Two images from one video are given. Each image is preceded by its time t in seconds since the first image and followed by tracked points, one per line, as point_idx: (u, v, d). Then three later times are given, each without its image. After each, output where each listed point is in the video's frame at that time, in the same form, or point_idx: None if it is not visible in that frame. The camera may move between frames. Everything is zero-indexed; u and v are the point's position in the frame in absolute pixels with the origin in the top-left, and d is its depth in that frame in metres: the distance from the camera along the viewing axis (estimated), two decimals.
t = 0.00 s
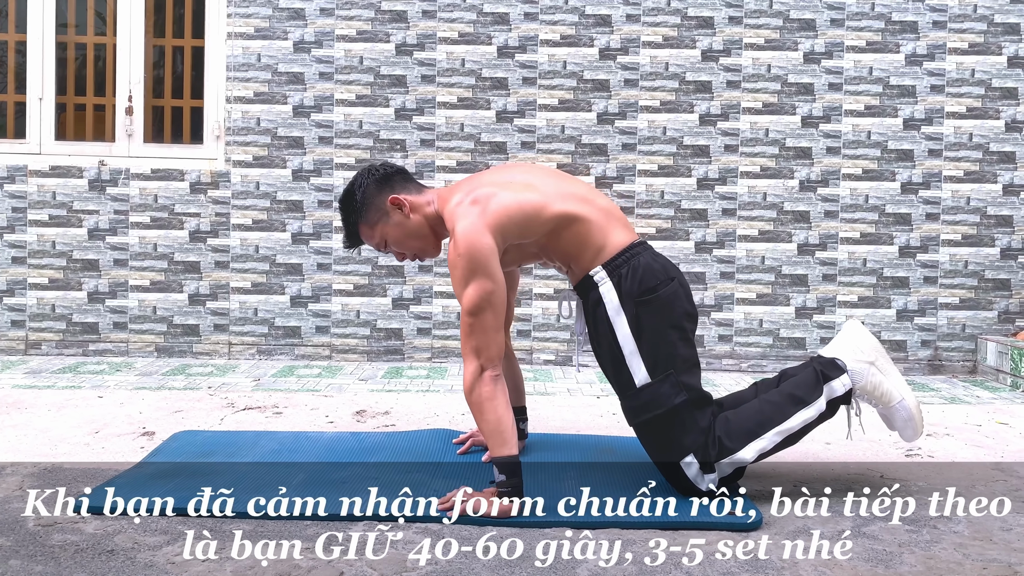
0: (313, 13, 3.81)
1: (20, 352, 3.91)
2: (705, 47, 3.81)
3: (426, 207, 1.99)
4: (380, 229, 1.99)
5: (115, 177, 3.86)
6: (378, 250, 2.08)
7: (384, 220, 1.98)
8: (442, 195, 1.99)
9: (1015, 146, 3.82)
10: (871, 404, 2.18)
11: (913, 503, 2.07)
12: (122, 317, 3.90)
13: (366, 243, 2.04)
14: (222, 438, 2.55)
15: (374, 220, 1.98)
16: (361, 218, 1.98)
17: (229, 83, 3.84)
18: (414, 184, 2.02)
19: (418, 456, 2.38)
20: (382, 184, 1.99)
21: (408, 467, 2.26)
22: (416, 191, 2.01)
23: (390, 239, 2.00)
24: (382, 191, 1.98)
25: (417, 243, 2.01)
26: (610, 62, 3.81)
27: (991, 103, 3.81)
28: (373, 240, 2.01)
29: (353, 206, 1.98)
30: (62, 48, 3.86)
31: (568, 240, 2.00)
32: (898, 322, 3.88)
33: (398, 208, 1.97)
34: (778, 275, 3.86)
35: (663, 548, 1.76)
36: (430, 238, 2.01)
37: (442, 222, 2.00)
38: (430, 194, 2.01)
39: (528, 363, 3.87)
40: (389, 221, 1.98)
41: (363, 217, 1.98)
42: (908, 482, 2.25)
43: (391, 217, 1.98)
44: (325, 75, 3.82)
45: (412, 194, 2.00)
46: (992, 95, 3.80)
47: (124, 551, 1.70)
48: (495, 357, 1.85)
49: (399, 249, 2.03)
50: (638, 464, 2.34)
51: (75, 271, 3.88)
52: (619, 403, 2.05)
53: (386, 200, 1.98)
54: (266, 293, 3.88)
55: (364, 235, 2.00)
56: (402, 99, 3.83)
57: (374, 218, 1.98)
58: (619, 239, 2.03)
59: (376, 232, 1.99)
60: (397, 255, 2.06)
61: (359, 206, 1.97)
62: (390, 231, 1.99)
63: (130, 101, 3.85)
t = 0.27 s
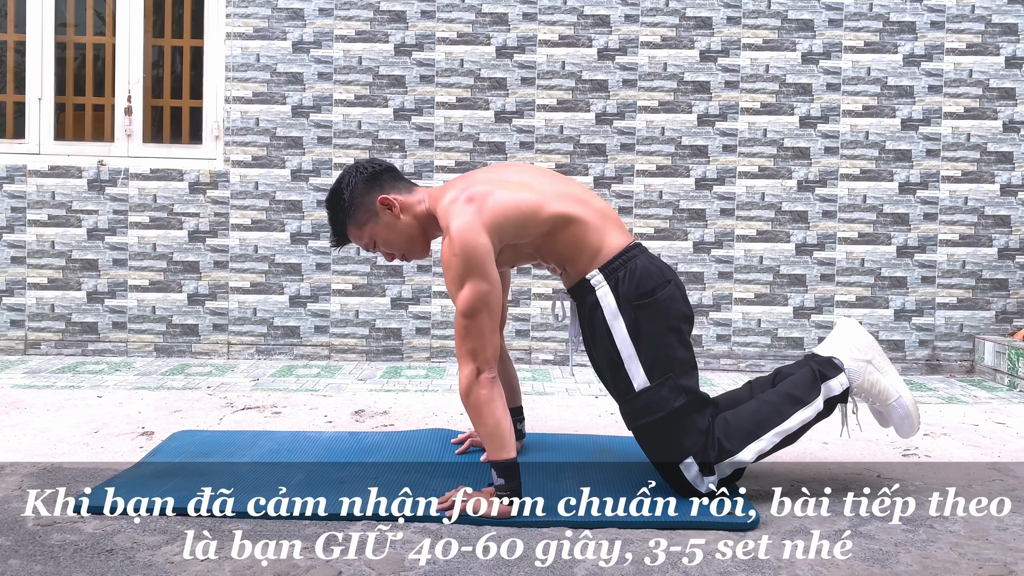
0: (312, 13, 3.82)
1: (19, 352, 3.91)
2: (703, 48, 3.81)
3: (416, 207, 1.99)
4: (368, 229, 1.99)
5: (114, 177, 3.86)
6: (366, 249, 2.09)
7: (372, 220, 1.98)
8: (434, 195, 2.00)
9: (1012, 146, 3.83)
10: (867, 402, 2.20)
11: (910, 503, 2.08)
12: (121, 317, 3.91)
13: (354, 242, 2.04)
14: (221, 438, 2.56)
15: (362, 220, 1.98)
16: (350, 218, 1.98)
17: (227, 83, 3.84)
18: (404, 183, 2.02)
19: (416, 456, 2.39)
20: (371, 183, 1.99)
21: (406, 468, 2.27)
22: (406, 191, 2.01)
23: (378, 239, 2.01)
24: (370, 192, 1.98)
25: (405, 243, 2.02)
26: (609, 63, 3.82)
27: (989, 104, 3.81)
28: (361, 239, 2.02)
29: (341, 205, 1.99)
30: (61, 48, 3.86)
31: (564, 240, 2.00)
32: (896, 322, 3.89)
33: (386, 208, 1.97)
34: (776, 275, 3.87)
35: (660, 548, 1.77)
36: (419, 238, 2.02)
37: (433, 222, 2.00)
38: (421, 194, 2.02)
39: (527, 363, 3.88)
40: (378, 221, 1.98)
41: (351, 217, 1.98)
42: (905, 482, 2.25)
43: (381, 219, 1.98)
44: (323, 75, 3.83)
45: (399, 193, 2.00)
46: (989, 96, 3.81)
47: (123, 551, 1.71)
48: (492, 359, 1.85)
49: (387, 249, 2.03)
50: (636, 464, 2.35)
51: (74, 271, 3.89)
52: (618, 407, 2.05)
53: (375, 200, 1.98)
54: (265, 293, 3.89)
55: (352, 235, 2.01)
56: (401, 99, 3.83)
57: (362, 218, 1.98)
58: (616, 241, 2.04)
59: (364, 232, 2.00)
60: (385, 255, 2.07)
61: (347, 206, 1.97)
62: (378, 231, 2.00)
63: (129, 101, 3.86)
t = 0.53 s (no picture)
0: (311, 15, 3.82)
1: (19, 354, 3.92)
2: (701, 50, 3.82)
3: (408, 210, 1.99)
4: (357, 235, 2.00)
5: (114, 179, 3.87)
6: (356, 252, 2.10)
7: (361, 226, 1.99)
8: (428, 197, 2.00)
9: (1011, 148, 3.83)
10: (860, 399, 2.23)
11: (908, 505, 2.09)
12: (121, 319, 3.91)
13: (344, 247, 2.05)
14: (220, 441, 2.56)
15: (352, 226, 1.99)
16: (339, 223, 1.99)
17: (227, 85, 3.84)
18: (393, 186, 2.03)
19: (415, 459, 2.40)
20: (360, 186, 1.99)
21: (405, 471, 2.27)
22: (397, 195, 2.01)
23: (368, 245, 2.02)
24: (358, 197, 1.98)
25: (395, 249, 2.02)
26: (608, 64, 3.82)
27: (987, 105, 3.82)
28: (351, 245, 2.03)
29: (330, 210, 1.99)
30: (60, 50, 3.86)
31: (565, 244, 2.00)
32: (894, 324, 3.89)
33: (375, 214, 1.98)
34: (775, 277, 3.87)
35: (658, 551, 1.78)
36: (411, 242, 2.02)
37: (426, 225, 2.00)
38: (414, 197, 2.02)
39: (526, 364, 3.89)
40: (367, 227, 1.99)
41: (340, 223, 1.99)
42: (903, 484, 2.26)
43: (372, 226, 1.99)
44: (323, 77, 3.83)
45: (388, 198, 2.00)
46: (988, 98, 3.82)
47: (122, 554, 1.71)
48: (493, 366, 1.85)
49: (377, 254, 2.05)
50: (635, 467, 2.36)
51: (73, 272, 3.89)
52: (620, 412, 2.05)
53: (366, 206, 1.98)
54: (264, 295, 3.89)
55: (342, 241, 2.02)
56: (400, 101, 3.84)
57: (352, 224, 1.99)
58: (617, 246, 2.05)
59: (354, 237, 2.01)
60: (375, 260, 2.08)
61: (335, 211, 1.98)
62: (367, 237, 2.00)
63: (128, 103, 3.86)
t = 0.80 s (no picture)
0: (311, 16, 3.82)
1: (19, 355, 3.92)
2: (701, 51, 3.82)
3: (409, 214, 2.00)
4: (360, 239, 2.00)
5: (114, 181, 3.87)
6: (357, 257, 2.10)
7: (364, 230, 1.99)
8: (428, 201, 2.01)
9: (1011, 149, 3.83)
10: (858, 401, 2.24)
11: (908, 506, 2.09)
12: (121, 320, 3.91)
13: (346, 252, 2.05)
14: (221, 442, 2.56)
15: (354, 230, 1.99)
16: (341, 227, 1.99)
17: (227, 86, 3.85)
18: (394, 191, 2.03)
19: (416, 460, 2.40)
20: (361, 191, 1.99)
21: (406, 472, 2.28)
22: (397, 198, 2.01)
23: (371, 248, 2.01)
24: (360, 201, 1.98)
25: (398, 252, 2.03)
26: (608, 66, 3.83)
27: (987, 106, 3.82)
28: (353, 249, 2.03)
29: (331, 215, 1.98)
30: (60, 51, 3.86)
31: (565, 245, 2.00)
32: (894, 324, 3.90)
33: (376, 218, 1.98)
34: (775, 278, 3.88)
35: (659, 553, 1.78)
36: (412, 245, 2.03)
37: (428, 228, 2.00)
38: (414, 201, 2.02)
39: (527, 365, 3.89)
40: (369, 231, 1.99)
41: (342, 228, 1.99)
42: (903, 485, 2.26)
43: (374, 229, 1.99)
44: (323, 78, 3.84)
45: (388, 202, 2.00)
46: (987, 99, 3.82)
47: (124, 556, 1.71)
48: (493, 367, 1.86)
49: (379, 258, 2.04)
50: (635, 468, 2.36)
51: (74, 274, 3.89)
52: (620, 413, 2.05)
53: (367, 210, 1.98)
54: (264, 296, 3.89)
55: (344, 246, 2.02)
56: (400, 102, 3.84)
57: (354, 228, 1.99)
58: (616, 247, 2.05)
59: (356, 241, 2.01)
60: (377, 264, 2.07)
61: (337, 215, 1.97)
62: (370, 240, 2.00)
63: (128, 104, 3.86)
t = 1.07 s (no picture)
0: (311, 15, 3.82)
1: (19, 354, 3.91)
2: (702, 49, 3.82)
3: (419, 211, 1.99)
4: (372, 233, 2.00)
5: (114, 179, 3.86)
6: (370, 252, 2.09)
7: (378, 224, 1.98)
8: (436, 199, 2.00)
9: (1011, 148, 3.83)
10: (866, 403, 2.20)
11: (909, 505, 2.09)
12: (121, 319, 3.91)
13: (359, 245, 2.04)
14: (221, 441, 2.56)
15: (367, 224, 1.99)
16: (354, 222, 1.98)
17: (227, 85, 3.84)
18: (407, 189, 2.03)
19: (416, 459, 2.39)
20: (374, 188, 1.99)
21: (406, 471, 2.27)
22: (409, 195, 2.01)
23: (383, 243, 2.01)
24: (376, 196, 1.98)
25: (409, 248, 2.02)
26: (608, 64, 3.82)
27: (988, 105, 3.82)
28: (366, 243, 2.02)
29: (345, 209, 1.99)
30: (59, 50, 3.86)
31: (563, 243, 2.00)
32: (895, 324, 3.89)
33: (391, 213, 1.97)
34: (775, 277, 3.87)
35: (660, 551, 1.77)
36: (422, 242, 2.02)
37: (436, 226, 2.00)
38: (424, 198, 2.02)
39: (527, 364, 3.89)
40: (383, 225, 1.99)
41: (356, 221, 1.99)
42: (905, 484, 2.26)
43: (385, 224, 1.98)
44: (323, 77, 3.83)
45: (404, 198, 2.00)
46: (988, 97, 3.82)
47: (124, 555, 1.71)
48: (491, 363, 1.85)
49: (392, 252, 2.04)
50: (636, 467, 2.35)
51: (73, 272, 3.89)
52: (619, 410, 2.06)
53: (380, 205, 1.98)
54: (264, 294, 3.89)
55: (357, 239, 2.01)
56: (400, 100, 3.84)
57: (367, 222, 1.98)
58: (616, 244, 2.04)
59: (369, 235, 2.00)
60: (389, 259, 2.07)
61: (350, 210, 1.97)
62: (382, 235, 2.00)
63: (128, 103, 3.85)
